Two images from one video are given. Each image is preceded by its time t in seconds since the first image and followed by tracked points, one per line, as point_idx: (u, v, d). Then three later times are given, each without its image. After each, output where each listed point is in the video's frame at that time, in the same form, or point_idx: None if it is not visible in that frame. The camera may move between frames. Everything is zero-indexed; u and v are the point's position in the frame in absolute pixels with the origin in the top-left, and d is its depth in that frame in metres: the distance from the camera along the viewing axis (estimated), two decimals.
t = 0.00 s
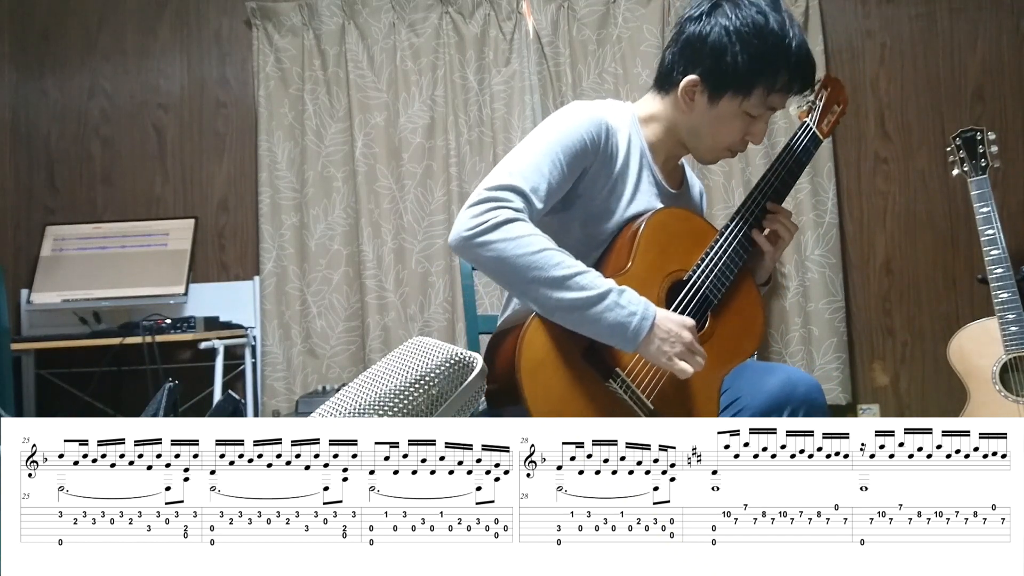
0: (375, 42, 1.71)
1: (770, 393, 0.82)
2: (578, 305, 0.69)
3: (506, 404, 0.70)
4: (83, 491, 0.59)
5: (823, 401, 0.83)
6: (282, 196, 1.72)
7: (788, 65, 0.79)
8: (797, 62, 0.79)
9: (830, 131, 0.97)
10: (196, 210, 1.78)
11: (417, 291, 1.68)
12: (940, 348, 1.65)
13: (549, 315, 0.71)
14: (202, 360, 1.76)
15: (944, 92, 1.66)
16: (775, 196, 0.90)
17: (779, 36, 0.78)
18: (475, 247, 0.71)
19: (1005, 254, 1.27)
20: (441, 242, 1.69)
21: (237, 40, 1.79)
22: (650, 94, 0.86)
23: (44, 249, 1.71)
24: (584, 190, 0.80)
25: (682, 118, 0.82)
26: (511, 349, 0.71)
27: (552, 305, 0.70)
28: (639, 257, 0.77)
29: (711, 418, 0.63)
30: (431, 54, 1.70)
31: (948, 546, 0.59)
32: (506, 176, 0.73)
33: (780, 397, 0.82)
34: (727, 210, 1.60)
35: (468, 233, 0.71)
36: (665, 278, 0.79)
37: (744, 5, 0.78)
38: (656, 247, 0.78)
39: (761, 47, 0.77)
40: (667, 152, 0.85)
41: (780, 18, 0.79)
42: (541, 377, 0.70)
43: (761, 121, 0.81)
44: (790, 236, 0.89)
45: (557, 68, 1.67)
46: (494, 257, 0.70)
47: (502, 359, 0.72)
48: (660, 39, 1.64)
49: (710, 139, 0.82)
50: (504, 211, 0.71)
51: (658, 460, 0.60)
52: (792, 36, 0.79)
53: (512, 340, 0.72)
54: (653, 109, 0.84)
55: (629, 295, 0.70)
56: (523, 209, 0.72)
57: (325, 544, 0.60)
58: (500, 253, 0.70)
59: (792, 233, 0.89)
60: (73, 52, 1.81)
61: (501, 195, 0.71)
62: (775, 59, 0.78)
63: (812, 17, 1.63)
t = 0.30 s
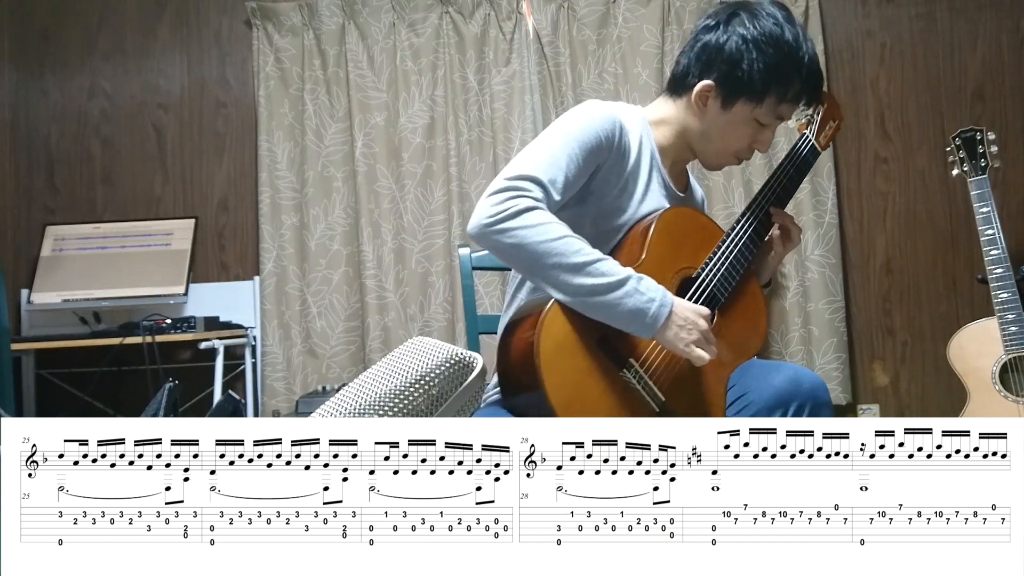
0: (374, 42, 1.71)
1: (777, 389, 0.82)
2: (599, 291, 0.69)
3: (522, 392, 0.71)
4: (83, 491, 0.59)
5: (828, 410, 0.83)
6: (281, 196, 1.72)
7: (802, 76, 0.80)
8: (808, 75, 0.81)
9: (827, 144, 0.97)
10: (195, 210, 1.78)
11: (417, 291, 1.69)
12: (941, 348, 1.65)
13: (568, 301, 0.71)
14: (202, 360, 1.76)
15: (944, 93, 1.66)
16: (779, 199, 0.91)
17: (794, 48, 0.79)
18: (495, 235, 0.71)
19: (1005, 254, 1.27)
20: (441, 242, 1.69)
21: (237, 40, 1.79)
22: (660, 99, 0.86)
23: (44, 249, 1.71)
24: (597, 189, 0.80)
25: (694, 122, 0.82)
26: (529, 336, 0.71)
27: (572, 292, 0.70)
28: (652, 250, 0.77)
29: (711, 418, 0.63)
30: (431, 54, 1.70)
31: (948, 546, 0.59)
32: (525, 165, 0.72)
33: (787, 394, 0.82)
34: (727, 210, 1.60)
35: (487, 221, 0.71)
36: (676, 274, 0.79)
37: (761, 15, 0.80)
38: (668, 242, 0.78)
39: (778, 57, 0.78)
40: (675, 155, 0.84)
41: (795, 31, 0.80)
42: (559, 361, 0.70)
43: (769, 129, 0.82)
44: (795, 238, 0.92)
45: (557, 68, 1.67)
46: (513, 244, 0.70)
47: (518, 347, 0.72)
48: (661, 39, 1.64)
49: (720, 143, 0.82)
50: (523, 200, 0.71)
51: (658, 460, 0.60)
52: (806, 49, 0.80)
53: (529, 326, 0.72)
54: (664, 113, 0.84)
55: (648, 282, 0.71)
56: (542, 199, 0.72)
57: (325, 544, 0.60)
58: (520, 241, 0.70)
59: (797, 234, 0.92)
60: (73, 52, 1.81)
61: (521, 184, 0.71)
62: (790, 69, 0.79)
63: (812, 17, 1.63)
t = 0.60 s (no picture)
0: (374, 42, 1.71)
1: (790, 385, 0.81)
2: (630, 281, 0.70)
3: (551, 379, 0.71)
4: (84, 491, 0.59)
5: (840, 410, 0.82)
6: (281, 196, 1.72)
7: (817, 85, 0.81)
8: (823, 85, 0.81)
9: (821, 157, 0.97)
10: (195, 210, 1.78)
11: (417, 291, 1.69)
12: (941, 348, 1.66)
13: (598, 292, 0.72)
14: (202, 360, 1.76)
15: (944, 93, 1.66)
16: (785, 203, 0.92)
17: (809, 58, 0.80)
18: (525, 226, 0.71)
19: (1005, 254, 1.27)
20: (441, 242, 1.69)
21: (237, 40, 1.79)
22: (674, 103, 0.87)
23: (44, 249, 1.71)
24: (616, 186, 0.80)
25: (708, 127, 0.82)
26: (557, 322, 0.72)
27: (602, 283, 0.71)
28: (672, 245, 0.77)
29: (712, 418, 0.63)
30: (431, 54, 1.70)
31: (948, 546, 0.59)
32: (552, 158, 0.73)
33: (800, 391, 0.81)
34: (727, 211, 1.60)
35: (517, 212, 0.71)
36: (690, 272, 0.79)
37: (776, 25, 0.81)
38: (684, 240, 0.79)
39: (794, 65, 0.79)
40: (688, 158, 0.84)
41: (809, 42, 0.81)
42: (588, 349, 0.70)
43: (781, 136, 0.83)
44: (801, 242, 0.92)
45: (557, 68, 1.67)
46: (544, 235, 0.71)
47: (545, 333, 0.72)
48: (661, 39, 1.64)
49: (733, 149, 0.82)
50: (553, 191, 0.71)
51: (658, 460, 0.60)
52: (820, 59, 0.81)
53: (555, 315, 0.73)
54: (677, 117, 0.84)
55: (676, 274, 0.72)
56: (570, 191, 0.72)
57: (325, 544, 0.59)
58: (550, 231, 0.70)
59: (801, 240, 0.92)
60: (73, 53, 1.81)
61: (550, 176, 0.72)
62: (806, 77, 0.80)
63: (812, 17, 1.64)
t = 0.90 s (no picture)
0: (374, 41, 1.71)
1: (801, 385, 0.81)
2: (658, 278, 0.71)
3: (573, 374, 0.71)
4: (83, 490, 0.59)
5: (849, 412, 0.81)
6: (281, 196, 1.72)
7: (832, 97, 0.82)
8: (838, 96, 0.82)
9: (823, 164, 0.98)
10: (195, 210, 1.78)
11: (417, 291, 1.69)
12: (941, 348, 1.66)
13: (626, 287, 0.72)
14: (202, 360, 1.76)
15: (944, 93, 1.66)
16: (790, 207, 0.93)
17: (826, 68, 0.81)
18: (553, 222, 0.71)
19: (1005, 253, 1.27)
20: (441, 242, 1.69)
21: (237, 40, 1.79)
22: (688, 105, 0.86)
23: (44, 249, 1.71)
24: (634, 185, 0.80)
25: (722, 132, 0.82)
26: (579, 315, 0.72)
27: (630, 279, 0.72)
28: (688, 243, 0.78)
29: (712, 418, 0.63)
30: (431, 54, 1.70)
31: (948, 546, 0.59)
32: (579, 155, 0.73)
33: (812, 388, 0.81)
34: (727, 211, 1.59)
35: (546, 208, 0.71)
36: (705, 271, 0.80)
37: (795, 35, 0.81)
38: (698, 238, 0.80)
39: (810, 76, 0.80)
40: (698, 162, 0.84)
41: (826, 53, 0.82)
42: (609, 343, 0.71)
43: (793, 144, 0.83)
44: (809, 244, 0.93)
45: (557, 67, 1.67)
46: (573, 231, 0.71)
47: (566, 326, 0.73)
48: (661, 38, 1.64)
49: (744, 155, 0.82)
50: (581, 188, 0.72)
51: (658, 460, 0.60)
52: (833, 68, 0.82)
53: (578, 310, 0.73)
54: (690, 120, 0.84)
55: (701, 272, 0.73)
56: (597, 188, 0.73)
57: (325, 544, 0.59)
58: (580, 227, 0.71)
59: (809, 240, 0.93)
60: (73, 53, 1.81)
61: (577, 173, 0.72)
62: (822, 88, 0.80)
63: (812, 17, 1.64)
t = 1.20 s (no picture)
0: (374, 41, 1.71)
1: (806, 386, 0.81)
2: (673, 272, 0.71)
3: (585, 371, 0.71)
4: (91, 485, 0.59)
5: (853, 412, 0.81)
6: (282, 196, 1.72)
7: (848, 137, 0.81)
8: (854, 135, 0.82)
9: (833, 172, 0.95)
10: (195, 210, 1.78)
11: (417, 291, 1.69)
12: (942, 348, 1.66)
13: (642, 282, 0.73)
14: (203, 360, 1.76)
15: (944, 93, 1.66)
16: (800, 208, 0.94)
17: (848, 105, 0.80)
18: (568, 219, 0.71)
19: (1005, 254, 1.27)
20: (441, 242, 1.69)
21: (237, 40, 1.79)
22: (705, 113, 0.86)
23: (44, 249, 1.71)
24: (645, 186, 0.80)
25: (733, 148, 0.82)
26: (590, 312, 0.72)
27: (645, 273, 0.72)
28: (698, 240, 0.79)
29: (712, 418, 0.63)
30: (431, 54, 1.70)
31: (948, 546, 0.59)
32: (592, 153, 0.73)
33: (818, 387, 0.81)
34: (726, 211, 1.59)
35: (560, 205, 0.71)
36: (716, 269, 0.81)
37: (825, 68, 0.81)
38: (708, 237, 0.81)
39: (830, 112, 0.79)
40: (704, 172, 0.85)
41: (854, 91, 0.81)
42: (621, 340, 0.72)
43: (798, 172, 0.84)
44: (821, 244, 0.93)
45: (557, 68, 1.67)
46: (587, 228, 0.71)
47: (576, 322, 0.73)
48: (661, 39, 1.64)
49: (750, 175, 0.82)
50: (595, 185, 0.72)
51: (658, 460, 0.60)
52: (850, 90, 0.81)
53: (590, 306, 0.73)
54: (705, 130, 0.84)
55: (714, 265, 0.73)
56: (610, 186, 0.73)
57: (325, 544, 0.59)
58: (595, 224, 0.71)
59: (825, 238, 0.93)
60: (73, 53, 1.81)
61: (591, 170, 0.72)
62: (839, 126, 0.80)
63: (811, 17, 1.64)
